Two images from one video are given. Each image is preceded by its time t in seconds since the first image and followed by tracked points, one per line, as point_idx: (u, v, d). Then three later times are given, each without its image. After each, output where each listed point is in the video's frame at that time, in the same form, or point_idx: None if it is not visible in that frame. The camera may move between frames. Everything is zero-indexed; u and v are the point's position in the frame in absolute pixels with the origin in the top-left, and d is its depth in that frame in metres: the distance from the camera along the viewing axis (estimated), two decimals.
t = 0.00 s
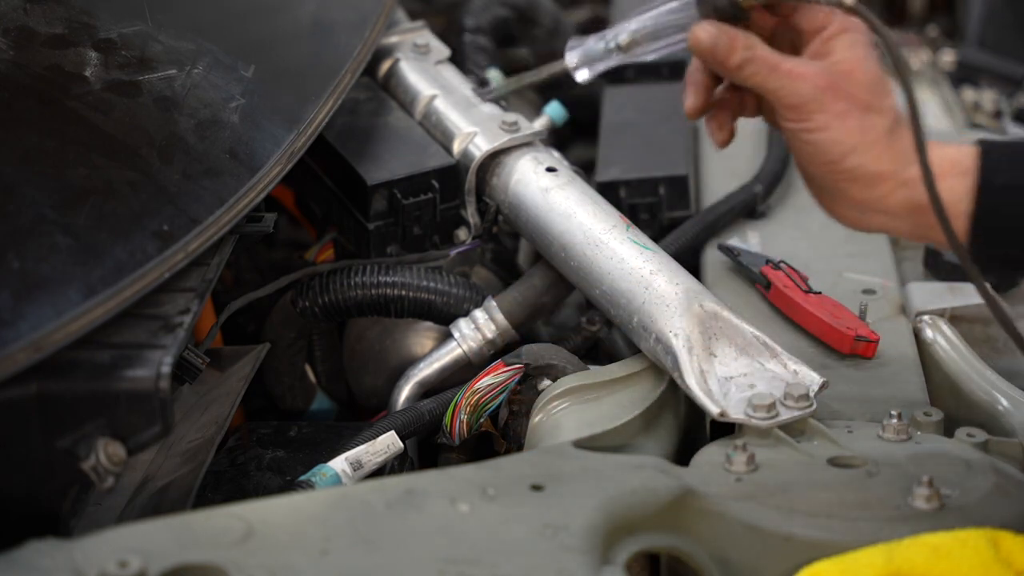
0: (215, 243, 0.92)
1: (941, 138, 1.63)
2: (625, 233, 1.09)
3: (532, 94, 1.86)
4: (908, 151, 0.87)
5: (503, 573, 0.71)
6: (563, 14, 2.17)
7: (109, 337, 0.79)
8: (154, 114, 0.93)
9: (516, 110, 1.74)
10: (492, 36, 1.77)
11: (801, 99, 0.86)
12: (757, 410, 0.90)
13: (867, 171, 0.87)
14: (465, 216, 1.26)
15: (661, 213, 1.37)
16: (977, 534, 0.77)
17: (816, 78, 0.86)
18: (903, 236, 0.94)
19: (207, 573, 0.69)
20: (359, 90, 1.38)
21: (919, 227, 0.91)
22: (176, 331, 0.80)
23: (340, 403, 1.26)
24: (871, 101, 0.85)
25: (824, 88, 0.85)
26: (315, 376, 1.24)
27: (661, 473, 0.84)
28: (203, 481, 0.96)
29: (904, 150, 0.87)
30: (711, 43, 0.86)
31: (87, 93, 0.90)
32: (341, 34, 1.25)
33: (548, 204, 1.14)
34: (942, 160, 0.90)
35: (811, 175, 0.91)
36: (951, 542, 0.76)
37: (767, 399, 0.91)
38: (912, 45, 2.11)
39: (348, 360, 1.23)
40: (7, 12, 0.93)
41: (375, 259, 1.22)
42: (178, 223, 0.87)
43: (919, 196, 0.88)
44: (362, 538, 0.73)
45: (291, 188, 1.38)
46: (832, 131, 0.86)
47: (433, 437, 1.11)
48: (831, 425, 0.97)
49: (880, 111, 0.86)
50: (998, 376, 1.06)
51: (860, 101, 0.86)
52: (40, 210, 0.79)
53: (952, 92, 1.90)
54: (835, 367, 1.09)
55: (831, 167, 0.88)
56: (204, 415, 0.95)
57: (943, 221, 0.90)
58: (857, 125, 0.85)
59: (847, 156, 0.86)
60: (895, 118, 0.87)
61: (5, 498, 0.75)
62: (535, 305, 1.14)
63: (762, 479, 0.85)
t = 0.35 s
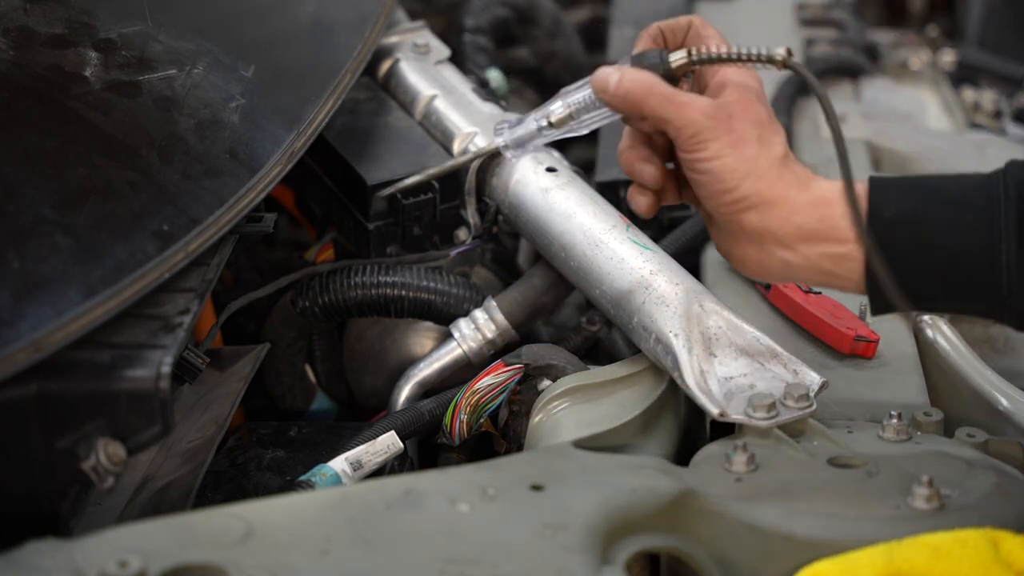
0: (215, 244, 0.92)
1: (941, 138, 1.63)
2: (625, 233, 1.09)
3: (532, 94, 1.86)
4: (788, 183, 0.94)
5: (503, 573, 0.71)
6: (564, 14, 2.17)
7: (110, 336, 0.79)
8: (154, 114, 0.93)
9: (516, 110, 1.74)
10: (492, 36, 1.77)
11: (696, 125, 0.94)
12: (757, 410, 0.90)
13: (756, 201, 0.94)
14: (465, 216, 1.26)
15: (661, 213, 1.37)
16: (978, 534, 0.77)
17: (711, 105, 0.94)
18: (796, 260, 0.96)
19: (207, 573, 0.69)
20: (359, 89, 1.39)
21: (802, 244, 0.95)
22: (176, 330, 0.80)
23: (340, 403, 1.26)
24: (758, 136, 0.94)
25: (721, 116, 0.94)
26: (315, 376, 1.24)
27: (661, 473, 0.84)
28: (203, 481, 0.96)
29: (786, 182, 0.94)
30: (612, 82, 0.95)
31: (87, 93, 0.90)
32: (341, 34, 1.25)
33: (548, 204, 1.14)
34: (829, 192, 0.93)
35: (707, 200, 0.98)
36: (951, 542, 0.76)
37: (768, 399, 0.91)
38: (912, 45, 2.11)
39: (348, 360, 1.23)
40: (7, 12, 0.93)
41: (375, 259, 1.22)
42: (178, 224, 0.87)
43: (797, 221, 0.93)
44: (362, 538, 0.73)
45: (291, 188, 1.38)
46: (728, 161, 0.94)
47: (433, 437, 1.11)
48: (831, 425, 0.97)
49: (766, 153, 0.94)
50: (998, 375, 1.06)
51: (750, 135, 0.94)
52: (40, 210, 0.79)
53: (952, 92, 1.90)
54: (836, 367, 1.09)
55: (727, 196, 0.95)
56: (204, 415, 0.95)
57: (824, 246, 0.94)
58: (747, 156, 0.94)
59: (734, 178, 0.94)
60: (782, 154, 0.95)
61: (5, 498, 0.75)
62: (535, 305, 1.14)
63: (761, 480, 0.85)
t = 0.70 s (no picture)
0: (216, 244, 0.92)
1: (941, 138, 1.63)
2: (625, 233, 1.09)
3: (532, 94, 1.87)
4: (798, 158, 0.95)
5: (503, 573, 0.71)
6: (563, 14, 2.18)
7: (109, 337, 0.79)
8: (154, 114, 0.93)
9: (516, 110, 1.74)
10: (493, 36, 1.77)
11: (706, 102, 0.95)
12: (757, 410, 0.90)
13: (771, 173, 0.95)
14: (465, 216, 1.26)
15: (661, 213, 1.37)
16: (977, 534, 0.77)
17: (722, 87, 0.96)
18: (806, 233, 0.98)
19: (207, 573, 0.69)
20: (359, 90, 1.38)
21: (818, 219, 0.96)
22: (176, 331, 0.80)
23: (340, 403, 1.26)
24: (768, 111, 0.96)
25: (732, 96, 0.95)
26: (315, 376, 1.24)
27: (661, 473, 0.84)
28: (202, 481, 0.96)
29: (796, 157, 0.95)
30: (601, 78, 0.97)
31: (87, 93, 0.90)
32: (341, 34, 1.25)
33: (548, 204, 1.14)
34: (836, 165, 0.95)
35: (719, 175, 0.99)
36: (951, 542, 0.76)
37: (767, 398, 0.91)
38: (913, 46, 2.10)
39: (348, 360, 1.23)
40: (8, 13, 0.93)
41: (375, 259, 1.23)
42: (178, 223, 0.87)
43: (807, 193, 0.95)
44: (362, 538, 0.73)
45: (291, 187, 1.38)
46: (743, 134, 0.94)
47: (433, 437, 1.11)
48: (831, 425, 0.97)
49: (780, 127, 0.95)
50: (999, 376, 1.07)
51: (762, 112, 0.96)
52: (40, 210, 0.79)
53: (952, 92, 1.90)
54: (835, 367, 1.09)
55: (741, 168, 0.96)
56: (204, 415, 0.95)
57: (833, 219, 0.95)
58: (759, 127, 0.95)
59: (743, 148, 0.95)
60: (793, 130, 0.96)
61: (5, 498, 0.75)
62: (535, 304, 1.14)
63: (761, 480, 0.85)
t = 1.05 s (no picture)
0: (216, 244, 0.92)
1: (941, 138, 1.63)
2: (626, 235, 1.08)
3: (532, 94, 1.87)
4: (734, 254, 0.84)
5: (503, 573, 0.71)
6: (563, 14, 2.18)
7: (109, 337, 0.79)
8: (154, 114, 0.93)
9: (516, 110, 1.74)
10: (493, 36, 1.77)
11: (640, 210, 0.80)
12: (757, 411, 0.90)
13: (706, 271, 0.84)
14: (465, 216, 1.26)
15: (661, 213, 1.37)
16: (977, 534, 0.77)
17: (658, 193, 0.80)
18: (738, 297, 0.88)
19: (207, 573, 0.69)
20: (359, 89, 1.38)
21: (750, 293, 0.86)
22: (176, 331, 0.80)
23: (340, 403, 1.26)
24: (695, 211, 0.81)
25: (665, 201, 0.80)
26: (315, 376, 1.24)
27: (661, 473, 0.84)
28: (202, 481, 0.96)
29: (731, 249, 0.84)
30: (572, 124, 0.76)
31: (87, 93, 0.90)
32: (341, 35, 1.25)
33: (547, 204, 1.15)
34: (772, 243, 0.85)
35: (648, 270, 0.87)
36: (951, 542, 0.76)
37: (767, 399, 0.91)
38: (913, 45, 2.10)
39: (348, 360, 1.23)
40: (8, 13, 0.93)
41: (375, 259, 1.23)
42: (178, 224, 0.87)
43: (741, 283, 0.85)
44: (362, 538, 0.73)
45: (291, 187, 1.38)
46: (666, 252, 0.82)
47: (433, 437, 1.11)
48: (831, 425, 0.97)
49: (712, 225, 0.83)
50: (998, 376, 1.07)
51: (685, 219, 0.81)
52: (40, 210, 0.79)
53: (952, 92, 1.90)
54: (835, 367, 1.09)
55: (676, 271, 0.84)
56: (203, 415, 0.95)
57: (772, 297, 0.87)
58: (684, 236, 0.82)
59: (671, 257, 0.83)
60: (716, 221, 0.83)
61: (5, 498, 0.75)
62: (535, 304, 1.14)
63: (762, 480, 0.85)
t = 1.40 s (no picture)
0: (215, 244, 0.93)
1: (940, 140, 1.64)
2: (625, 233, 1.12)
3: (532, 94, 1.87)
4: (672, 312, 0.94)
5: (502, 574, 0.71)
6: (563, 14, 2.18)
7: (110, 337, 0.80)
8: (155, 116, 0.92)
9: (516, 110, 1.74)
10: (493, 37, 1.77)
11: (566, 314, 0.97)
12: (757, 410, 0.90)
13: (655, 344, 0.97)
14: (465, 216, 1.29)
15: (662, 213, 1.37)
16: (978, 535, 0.77)
17: (578, 304, 0.96)
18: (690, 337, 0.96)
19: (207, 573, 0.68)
20: (359, 90, 1.38)
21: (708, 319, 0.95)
22: (176, 331, 0.82)
23: (339, 403, 1.21)
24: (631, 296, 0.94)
25: (586, 305, 0.96)
26: (316, 376, 1.20)
27: (661, 473, 0.85)
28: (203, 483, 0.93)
29: (667, 308, 0.94)
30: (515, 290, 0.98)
31: (87, 94, 0.88)
32: (341, 35, 1.25)
33: (548, 204, 1.18)
34: (709, 281, 0.92)
35: (604, 345, 0.96)
36: (947, 549, 0.76)
37: (768, 399, 0.91)
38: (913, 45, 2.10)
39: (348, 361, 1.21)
40: (6, 12, 0.87)
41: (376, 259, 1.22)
42: (178, 225, 0.88)
43: (690, 324, 0.95)
44: (362, 539, 0.72)
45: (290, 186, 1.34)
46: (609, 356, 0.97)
47: (433, 438, 1.09)
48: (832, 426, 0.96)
49: (638, 305, 0.95)
50: (998, 377, 1.07)
51: (609, 313, 0.95)
52: (40, 210, 0.78)
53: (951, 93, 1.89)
54: (836, 368, 1.09)
55: (636, 331, 0.95)
56: (203, 415, 0.95)
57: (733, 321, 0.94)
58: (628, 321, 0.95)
59: (618, 359, 0.97)
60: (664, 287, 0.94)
61: (5, 498, 0.74)
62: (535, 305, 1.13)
63: (761, 480, 0.85)
